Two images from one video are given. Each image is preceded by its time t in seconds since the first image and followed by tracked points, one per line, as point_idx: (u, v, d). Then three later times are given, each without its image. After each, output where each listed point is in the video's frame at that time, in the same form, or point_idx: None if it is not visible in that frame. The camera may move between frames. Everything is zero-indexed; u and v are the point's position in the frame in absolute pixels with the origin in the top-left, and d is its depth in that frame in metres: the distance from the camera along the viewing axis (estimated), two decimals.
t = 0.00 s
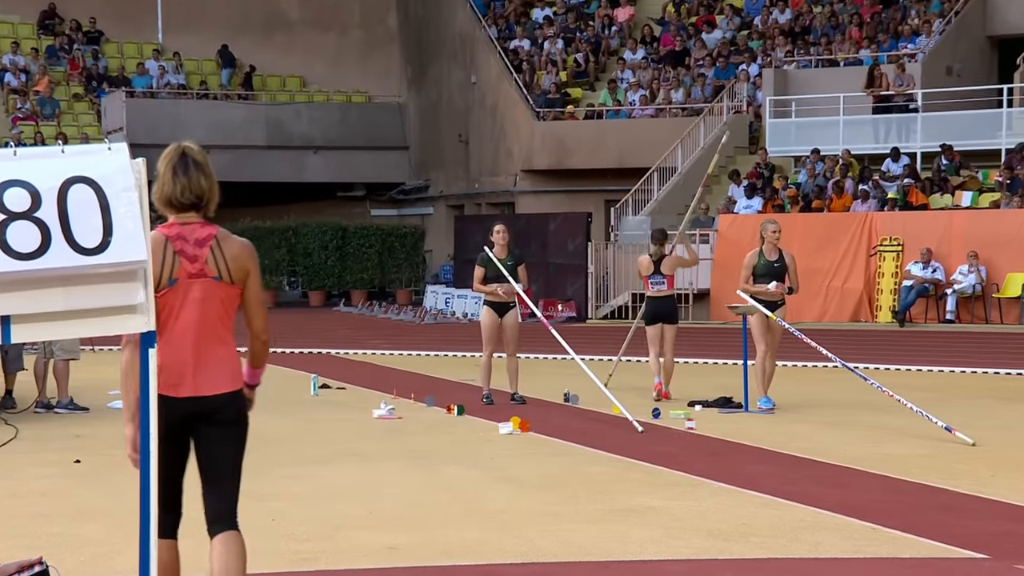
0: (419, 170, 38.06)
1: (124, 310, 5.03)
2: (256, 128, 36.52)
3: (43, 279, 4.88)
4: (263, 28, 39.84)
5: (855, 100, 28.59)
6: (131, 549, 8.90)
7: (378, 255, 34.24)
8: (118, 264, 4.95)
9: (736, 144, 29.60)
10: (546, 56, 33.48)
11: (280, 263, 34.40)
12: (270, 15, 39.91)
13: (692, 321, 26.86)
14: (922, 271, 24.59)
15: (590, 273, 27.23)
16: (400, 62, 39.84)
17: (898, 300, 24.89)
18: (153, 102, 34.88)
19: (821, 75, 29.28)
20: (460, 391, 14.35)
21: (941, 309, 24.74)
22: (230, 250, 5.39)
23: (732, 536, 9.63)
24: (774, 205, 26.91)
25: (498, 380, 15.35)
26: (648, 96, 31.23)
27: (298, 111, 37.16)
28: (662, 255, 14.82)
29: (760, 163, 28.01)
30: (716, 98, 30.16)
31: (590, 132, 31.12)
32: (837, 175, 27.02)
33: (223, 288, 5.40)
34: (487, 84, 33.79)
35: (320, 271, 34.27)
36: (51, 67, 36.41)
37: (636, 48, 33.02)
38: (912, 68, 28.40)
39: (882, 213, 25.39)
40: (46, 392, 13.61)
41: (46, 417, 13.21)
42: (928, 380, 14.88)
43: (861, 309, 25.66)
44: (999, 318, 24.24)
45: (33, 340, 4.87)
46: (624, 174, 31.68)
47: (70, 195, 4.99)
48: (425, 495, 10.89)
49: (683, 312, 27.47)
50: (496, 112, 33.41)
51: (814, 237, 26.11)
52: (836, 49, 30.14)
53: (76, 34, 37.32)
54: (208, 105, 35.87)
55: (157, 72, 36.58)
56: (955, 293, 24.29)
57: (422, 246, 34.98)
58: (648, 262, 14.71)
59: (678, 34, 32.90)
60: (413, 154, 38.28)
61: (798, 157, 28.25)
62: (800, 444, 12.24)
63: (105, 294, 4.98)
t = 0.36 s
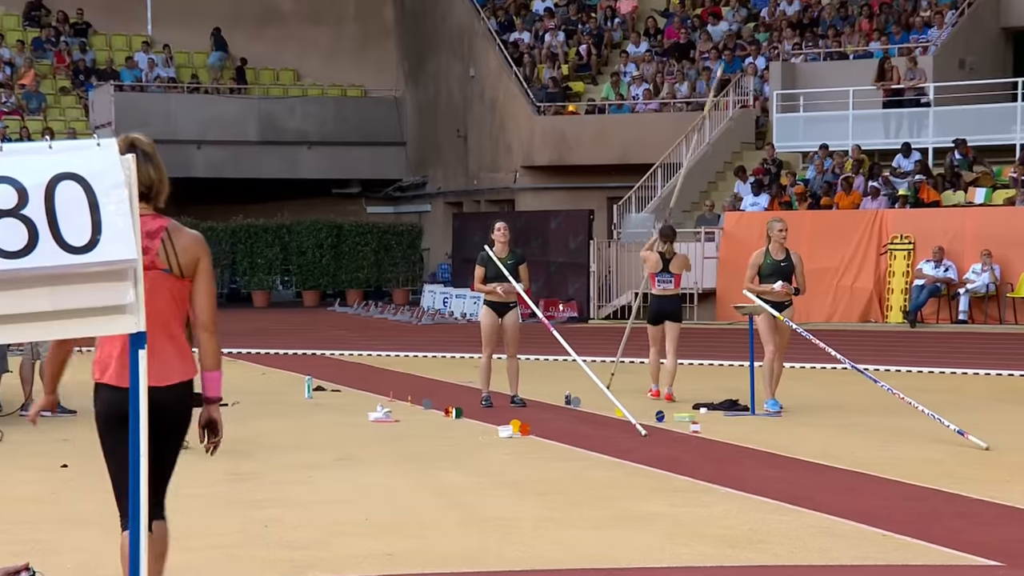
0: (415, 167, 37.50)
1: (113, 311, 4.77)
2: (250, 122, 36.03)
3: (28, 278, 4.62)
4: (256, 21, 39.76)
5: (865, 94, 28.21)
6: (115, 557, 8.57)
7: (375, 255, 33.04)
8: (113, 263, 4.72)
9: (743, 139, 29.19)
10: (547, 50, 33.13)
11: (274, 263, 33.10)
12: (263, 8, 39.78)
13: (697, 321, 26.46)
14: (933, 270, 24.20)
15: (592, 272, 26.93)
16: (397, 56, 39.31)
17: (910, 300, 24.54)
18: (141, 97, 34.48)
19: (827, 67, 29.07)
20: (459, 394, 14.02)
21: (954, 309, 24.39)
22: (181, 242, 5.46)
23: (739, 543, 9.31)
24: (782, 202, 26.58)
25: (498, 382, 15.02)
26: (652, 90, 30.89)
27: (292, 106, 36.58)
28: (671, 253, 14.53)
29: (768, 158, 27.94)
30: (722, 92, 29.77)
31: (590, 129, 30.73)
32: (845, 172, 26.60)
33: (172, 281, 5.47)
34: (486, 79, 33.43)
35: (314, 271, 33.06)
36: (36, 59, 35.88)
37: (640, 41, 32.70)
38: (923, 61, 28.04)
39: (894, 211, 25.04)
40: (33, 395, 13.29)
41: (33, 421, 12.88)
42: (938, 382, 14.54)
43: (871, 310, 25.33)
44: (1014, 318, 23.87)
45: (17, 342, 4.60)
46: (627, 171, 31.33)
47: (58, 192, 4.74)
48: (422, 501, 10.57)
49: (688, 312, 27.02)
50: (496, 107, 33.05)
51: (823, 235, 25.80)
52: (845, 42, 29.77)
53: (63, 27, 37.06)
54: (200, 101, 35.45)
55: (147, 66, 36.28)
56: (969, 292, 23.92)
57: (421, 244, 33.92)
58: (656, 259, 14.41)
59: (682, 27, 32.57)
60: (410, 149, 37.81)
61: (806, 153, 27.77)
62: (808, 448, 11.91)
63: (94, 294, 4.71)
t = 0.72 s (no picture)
0: (412, 163, 36.95)
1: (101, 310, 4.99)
2: (241, 117, 35.67)
3: (14, 277, 4.83)
4: (247, 12, 38.87)
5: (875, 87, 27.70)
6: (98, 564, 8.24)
7: (370, 253, 32.64)
8: (98, 262, 4.93)
9: (749, 134, 28.71)
10: (547, 43, 32.71)
11: (266, 262, 32.69)
12: None
13: (703, 322, 25.95)
14: (946, 269, 23.71)
15: (594, 272, 26.48)
16: (395, 48, 38.19)
17: (921, 300, 24.04)
18: (130, 90, 34.09)
19: (835, 59, 28.65)
20: (457, 397, 13.66)
21: (966, 309, 23.89)
22: (139, 240, 5.93)
23: (746, 550, 8.96)
24: (790, 198, 26.00)
25: (497, 385, 14.66)
26: (656, 84, 30.34)
27: (286, 101, 36.19)
28: (670, 252, 14.36)
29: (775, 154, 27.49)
30: (727, 86, 29.34)
31: (591, 125, 30.41)
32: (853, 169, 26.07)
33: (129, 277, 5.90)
34: (485, 72, 32.89)
35: (306, 269, 32.68)
36: (20, 52, 34.94)
37: (643, 34, 32.23)
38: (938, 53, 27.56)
39: (905, 208, 24.49)
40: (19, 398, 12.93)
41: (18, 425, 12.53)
42: (948, 385, 14.18)
43: (882, 311, 24.83)
44: None
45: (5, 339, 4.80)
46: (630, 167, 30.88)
47: (44, 190, 4.93)
48: (418, 506, 10.23)
49: (691, 313, 26.46)
50: (494, 102, 32.59)
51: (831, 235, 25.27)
52: (855, 33, 29.25)
53: (49, 18, 36.08)
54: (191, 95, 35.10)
55: (134, 58, 35.64)
56: (982, 292, 23.38)
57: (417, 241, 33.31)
58: (655, 257, 14.23)
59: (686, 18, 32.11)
60: (406, 145, 37.25)
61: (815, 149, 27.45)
62: (816, 452, 11.57)
63: (82, 292, 4.92)
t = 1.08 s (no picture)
0: (408, 159, 36.43)
1: (90, 312, 4.92)
2: (231, 112, 34.82)
3: None
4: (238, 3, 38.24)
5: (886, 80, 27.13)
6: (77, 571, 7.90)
7: (364, 252, 32.18)
8: (86, 261, 4.86)
9: (757, 129, 28.11)
10: (548, 34, 32.27)
11: (257, 261, 32.28)
12: None
13: (707, 322, 25.45)
14: (960, 268, 23.24)
15: (596, 271, 26.04)
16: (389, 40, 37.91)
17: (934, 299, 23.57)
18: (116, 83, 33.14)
19: (845, 51, 28.05)
20: (455, 401, 13.32)
21: (980, 310, 23.44)
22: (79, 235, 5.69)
23: (754, 558, 8.60)
24: (798, 195, 25.36)
25: (497, 388, 14.32)
26: (659, 77, 29.85)
27: (277, 93, 35.40)
28: (665, 248, 14.31)
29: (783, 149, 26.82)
30: (732, 79, 28.81)
31: (592, 120, 29.99)
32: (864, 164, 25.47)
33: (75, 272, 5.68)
34: (484, 64, 32.62)
35: (299, 269, 32.19)
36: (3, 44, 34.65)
37: (646, 25, 31.76)
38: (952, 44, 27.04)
39: (917, 204, 24.04)
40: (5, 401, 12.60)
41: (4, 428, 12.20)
42: (959, 388, 13.83)
43: (893, 310, 24.43)
44: None
45: None
46: (632, 162, 30.43)
47: (28, 186, 4.91)
48: (413, 513, 9.89)
49: (696, 313, 25.92)
50: (494, 96, 32.22)
51: (841, 232, 24.80)
52: (865, 25, 28.72)
53: (32, 9, 35.54)
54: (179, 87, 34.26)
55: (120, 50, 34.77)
56: (997, 291, 22.87)
57: (413, 239, 32.74)
58: (652, 255, 14.20)
59: (691, 10, 31.65)
60: (402, 139, 36.72)
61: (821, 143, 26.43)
62: (825, 458, 11.22)
63: (68, 292, 4.87)
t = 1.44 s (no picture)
0: (404, 154, 35.93)
1: (76, 311, 5.03)
2: (222, 107, 34.56)
3: None
4: None
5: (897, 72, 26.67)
6: None
7: (359, 250, 31.86)
8: (72, 259, 4.96)
9: (762, 124, 27.69)
10: (548, 27, 31.80)
11: (248, 259, 31.87)
12: None
13: (712, 323, 24.82)
14: (972, 267, 22.68)
15: (598, 270, 25.70)
16: (384, 31, 37.14)
17: (946, 300, 23.02)
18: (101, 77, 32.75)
19: (853, 43, 27.62)
20: (452, 403, 13.00)
21: (993, 309, 22.85)
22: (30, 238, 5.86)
23: (763, 564, 8.29)
24: (805, 192, 24.93)
25: (494, 391, 14.01)
26: (663, 71, 29.50)
27: (269, 87, 35.05)
28: (659, 245, 14.23)
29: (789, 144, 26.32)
30: (738, 72, 28.39)
31: (593, 113, 29.42)
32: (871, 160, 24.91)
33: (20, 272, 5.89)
34: (481, 57, 31.96)
35: (291, 267, 31.90)
36: None
37: (648, 17, 31.31)
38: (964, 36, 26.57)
39: (928, 201, 23.43)
40: None
41: None
42: (969, 390, 13.52)
43: (903, 310, 23.83)
44: None
45: None
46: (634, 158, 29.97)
47: (14, 183, 5.03)
48: (409, 519, 9.58)
49: (701, 314, 25.50)
50: (492, 89, 31.66)
51: (850, 229, 24.15)
52: (875, 16, 28.31)
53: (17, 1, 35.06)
54: (167, 80, 33.80)
55: (108, 43, 34.42)
56: (1010, 290, 22.35)
57: (409, 237, 32.35)
58: (647, 252, 14.02)
59: (694, 1, 31.20)
60: (397, 134, 36.24)
61: (831, 138, 26.14)
62: (833, 462, 10.90)
63: (54, 291, 4.99)
